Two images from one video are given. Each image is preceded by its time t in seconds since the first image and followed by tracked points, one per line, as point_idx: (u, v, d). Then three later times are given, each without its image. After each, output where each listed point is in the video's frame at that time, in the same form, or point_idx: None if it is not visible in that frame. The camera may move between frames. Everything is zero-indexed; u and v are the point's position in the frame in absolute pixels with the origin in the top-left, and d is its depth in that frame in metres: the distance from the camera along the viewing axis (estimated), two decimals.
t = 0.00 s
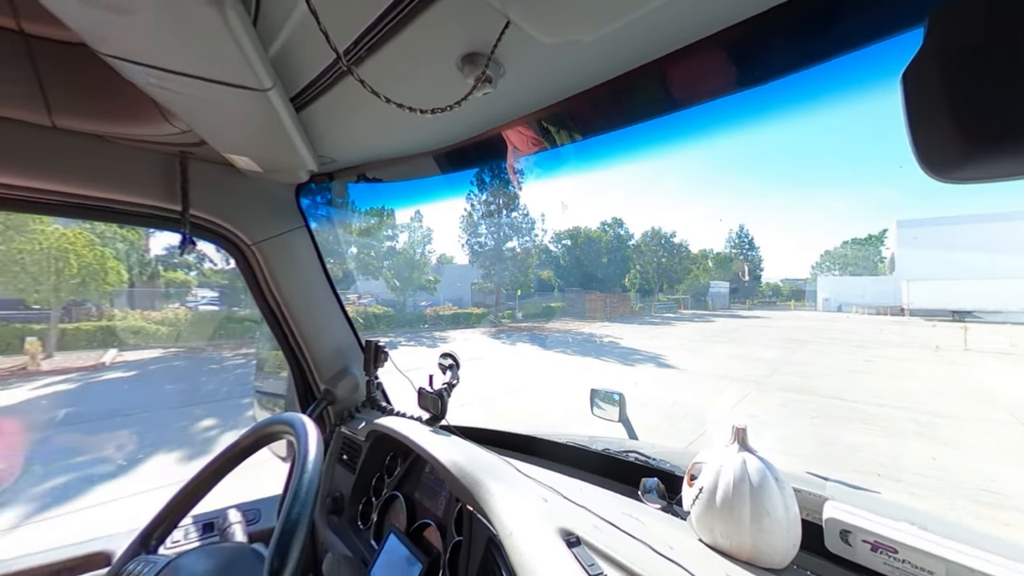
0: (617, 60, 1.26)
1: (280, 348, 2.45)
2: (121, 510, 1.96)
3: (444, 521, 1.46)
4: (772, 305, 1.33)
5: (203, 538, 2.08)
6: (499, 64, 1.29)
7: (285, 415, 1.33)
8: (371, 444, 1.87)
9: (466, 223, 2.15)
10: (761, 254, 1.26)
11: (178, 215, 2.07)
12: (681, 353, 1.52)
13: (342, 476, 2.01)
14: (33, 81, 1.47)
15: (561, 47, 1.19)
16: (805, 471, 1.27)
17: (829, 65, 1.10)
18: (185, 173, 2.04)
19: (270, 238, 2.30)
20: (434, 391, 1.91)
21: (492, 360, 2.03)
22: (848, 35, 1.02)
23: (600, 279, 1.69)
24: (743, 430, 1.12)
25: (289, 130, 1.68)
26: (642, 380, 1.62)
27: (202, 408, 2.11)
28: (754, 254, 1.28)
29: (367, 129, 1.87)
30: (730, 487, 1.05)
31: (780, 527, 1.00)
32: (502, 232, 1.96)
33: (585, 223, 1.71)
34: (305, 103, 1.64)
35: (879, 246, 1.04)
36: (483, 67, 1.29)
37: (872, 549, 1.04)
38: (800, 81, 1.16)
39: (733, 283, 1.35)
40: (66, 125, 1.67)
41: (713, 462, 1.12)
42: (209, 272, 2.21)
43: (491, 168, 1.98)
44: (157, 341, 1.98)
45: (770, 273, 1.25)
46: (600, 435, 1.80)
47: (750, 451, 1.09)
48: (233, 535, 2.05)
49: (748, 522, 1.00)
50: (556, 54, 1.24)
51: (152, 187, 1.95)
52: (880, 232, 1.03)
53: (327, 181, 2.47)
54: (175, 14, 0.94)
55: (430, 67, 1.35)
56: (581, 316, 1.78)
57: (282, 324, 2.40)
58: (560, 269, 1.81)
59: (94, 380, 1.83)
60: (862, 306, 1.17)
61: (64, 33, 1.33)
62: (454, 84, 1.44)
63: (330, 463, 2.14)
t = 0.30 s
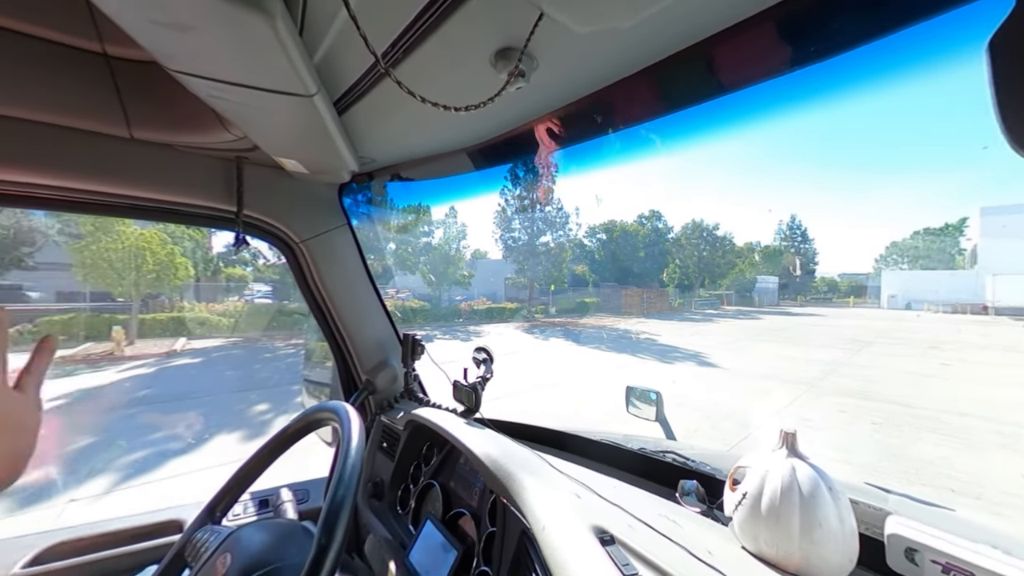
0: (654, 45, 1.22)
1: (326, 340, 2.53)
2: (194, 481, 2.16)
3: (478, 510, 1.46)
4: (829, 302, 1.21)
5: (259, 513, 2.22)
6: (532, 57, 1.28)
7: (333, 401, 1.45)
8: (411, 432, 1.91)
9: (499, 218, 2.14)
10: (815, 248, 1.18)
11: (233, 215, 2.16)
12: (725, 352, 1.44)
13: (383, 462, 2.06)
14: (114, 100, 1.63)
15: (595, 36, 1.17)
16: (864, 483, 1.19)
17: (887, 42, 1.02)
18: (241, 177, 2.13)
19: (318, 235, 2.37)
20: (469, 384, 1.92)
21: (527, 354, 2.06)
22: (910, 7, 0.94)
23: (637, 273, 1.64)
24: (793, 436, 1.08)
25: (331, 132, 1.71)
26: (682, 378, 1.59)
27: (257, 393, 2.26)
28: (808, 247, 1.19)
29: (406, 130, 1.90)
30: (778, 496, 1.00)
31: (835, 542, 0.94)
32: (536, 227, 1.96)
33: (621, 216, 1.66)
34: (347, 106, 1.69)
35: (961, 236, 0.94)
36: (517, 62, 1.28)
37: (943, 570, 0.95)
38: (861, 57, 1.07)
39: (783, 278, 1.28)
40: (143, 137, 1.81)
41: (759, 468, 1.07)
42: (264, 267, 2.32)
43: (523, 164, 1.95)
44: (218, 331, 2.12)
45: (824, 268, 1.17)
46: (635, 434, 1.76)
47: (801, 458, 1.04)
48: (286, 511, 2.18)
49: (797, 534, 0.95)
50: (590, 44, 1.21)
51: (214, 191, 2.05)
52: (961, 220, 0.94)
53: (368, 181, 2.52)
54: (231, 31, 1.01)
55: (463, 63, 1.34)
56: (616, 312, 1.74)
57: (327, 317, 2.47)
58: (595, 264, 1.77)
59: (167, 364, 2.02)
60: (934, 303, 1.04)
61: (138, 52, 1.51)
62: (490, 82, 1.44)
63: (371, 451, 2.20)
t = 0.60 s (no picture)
0: (692, 32, 1.18)
1: (365, 333, 2.58)
2: (253, 460, 2.35)
3: (509, 502, 1.46)
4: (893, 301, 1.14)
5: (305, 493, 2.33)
6: (565, 49, 1.25)
7: (371, 393, 1.55)
8: (445, 424, 1.93)
9: (531, 213, 2.11)
10: (876, 239, 1.11)
11: (282, 214, 2.27)
12: (769, 352, 1.41)
13: (419, 450, 2.11)
14: (177, 111, 1.78)
15: (629, 23, 1.14)
16: (932, 498, 1.12)
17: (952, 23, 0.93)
18: (289, 177, 2.24)
19: (358, 232, 2.43)
20: (501, 378, 1.92)
21: (559, 349, 2.05)
22: None
23: (675, 268, 1.59)
24: (847, 443, 1.03)
25: (365, 127, 1.72)
26: (723, 377, 1.55)
27: (303, 381, 2.38)
28: (868, 239, 1.12)
29: (443, 128, 1.91)
30: (828, 504, 0.96)
31: (894, 557, 0.90)
32: (569, 221, 1.94)
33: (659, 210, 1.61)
34: (384, 108, 1.73)
35: None
36: (549, 55, 1.26)
37: None
38: (905, 38, 0.99)
39: (838, 274, 1.21)
40: (203, 143, 1.97)
41: (806, 474, 1.03)
42: (308, 263, 2.40)
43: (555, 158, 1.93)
44: (270, 323, 2.24)
45: (886, 262, 1.10)
46: (670, 434, 1.73)
47: (854, 466, 1.00)
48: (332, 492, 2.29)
49: (850, 547, 0.91)
50: (624, 32, 1.18)
51: (263, 191, 2.18)
52: None
53: (403, 178, 2.52)
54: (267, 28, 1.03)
55: (495, 58, 1.33)
56: (652, 308, 1.69)
57: (365, 310, 2.52)
58: (629, 258, 1.73)
59: (226, 352, 2.14)
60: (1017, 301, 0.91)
61: (199, 65, 1.62)
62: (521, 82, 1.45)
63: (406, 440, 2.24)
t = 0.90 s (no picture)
0: (736, 12, 1.12)
1: (399, 326, 2.62)
2: (298, 445, 2.51)
3: (538, 496, 1.45)
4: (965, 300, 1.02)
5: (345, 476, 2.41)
6: (598, 37, 1.21)
7: (403, 383, 1.60)
8: (475, 416, 1.94)
9: (563, 207, 2.09)
10: (944, 229, 1.00)
11: (322, 211, 2.34)
12: (816, 351, 1.31)
13: (451, 441, 2.12)
14: (229, 117, 1.92)
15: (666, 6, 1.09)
16: (1008, 518, 1.01)
17: None
18: (328, 176, 2.32)
19: (393, 228, 2.47)
20: (531, 372, 1.91)
21: (590, 345, 2.01)
22: None
23: (712, 263, 1.54)
24: (907, 451, 0.96)
25: (399, 124, 1.73)
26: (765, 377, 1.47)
27: (342, 370, 2.49)
28: (936, 230, 1.02)
29: (474, 124, 1.91)
30: (882, 518, 0.89)
31: None
32: (601, 215, 1.90)
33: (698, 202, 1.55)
34: (416, 107, 1.76)
35: None
36: (581, 46, 1.23)
37: None
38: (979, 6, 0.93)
39: (899, 269, 1.11)
40: (253, 146, 2.10)
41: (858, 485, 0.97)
42: (346, 259, 2.47)
43: (588, 150, 1.89)
44: (311, 315, 2.35)
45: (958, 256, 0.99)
46: (707, 435, 1.67)
47: (915, 478, 0.93)
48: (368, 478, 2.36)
49: (909, 565, 0.85)
50: (661, 16, 1.14)
51: (303, 189, 2.26)
52: None
53: (435, 175, 2.51)
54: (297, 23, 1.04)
55: (527, 51, 1.31)
56: (688, 305, 1.65)
57: (399, 304, 2.56)
58: (664, 253, 1.68)
59: (272, 344, 2.31)
60: None
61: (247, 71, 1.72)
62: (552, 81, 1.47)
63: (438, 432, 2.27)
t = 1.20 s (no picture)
0: None
1: (430, 321, 2.64)
2: (340, 431, 2.58)
3: (567, 493, 1.43)
4: None
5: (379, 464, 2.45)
6: (631, 25, 1.17)
7: (434, 375, 1.62)
8: (503, 411, 1.93)
9: (592, 201, 2.06)
10: None
11: (356, 209, 2.39)
12: (868, 354, 1.22)
13: (479, 434, 2.14)
14: (273, 120, 1.98)
15: None
16: None
17: None
18: (363, 175, 2.34)
19: (424, 224, 2.48)
20: (559, 369, 1.90)
21: (619, 342, 1.98)
22: None
23: (751, 258, 1.46)
24: (975, 464, 0.90)
25: (431, 122, 1.73)
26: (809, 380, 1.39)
27: (376, 362, 2.55)
28: (1015, 220, 0.92)
29: (503, 120, 1.90)
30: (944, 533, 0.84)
31: None
32: (632, 210, 1.86)
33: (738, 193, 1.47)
34: (446, 105, 1.76)
35: None
36: (613, 35, 1.19)
37: None
38: None
39: (969, 263, 1.01)
40: (294, 148, 2.17)
41: (917, 498, 0.91)
42: (380, 254, 2.52)
43: (619, 142, 1.84)
44: (347, 309, 2.40)
45: None
46: (746, 439, 1.61)
47: (983, 492, 0.87)
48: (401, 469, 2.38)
49: None
50: None
51: (338, 188, 2.30)
52: None
53: (465, 171, 2.52)
54: (322, 16, 1.03)
55: (557, 42, 1.28)
56: (725, 302, 1.58)
57: (430, 299, 2.58)
58: (699, 248, 1.63)
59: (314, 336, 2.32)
60: None
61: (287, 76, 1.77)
62: (583, 74, 1.44)
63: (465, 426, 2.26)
